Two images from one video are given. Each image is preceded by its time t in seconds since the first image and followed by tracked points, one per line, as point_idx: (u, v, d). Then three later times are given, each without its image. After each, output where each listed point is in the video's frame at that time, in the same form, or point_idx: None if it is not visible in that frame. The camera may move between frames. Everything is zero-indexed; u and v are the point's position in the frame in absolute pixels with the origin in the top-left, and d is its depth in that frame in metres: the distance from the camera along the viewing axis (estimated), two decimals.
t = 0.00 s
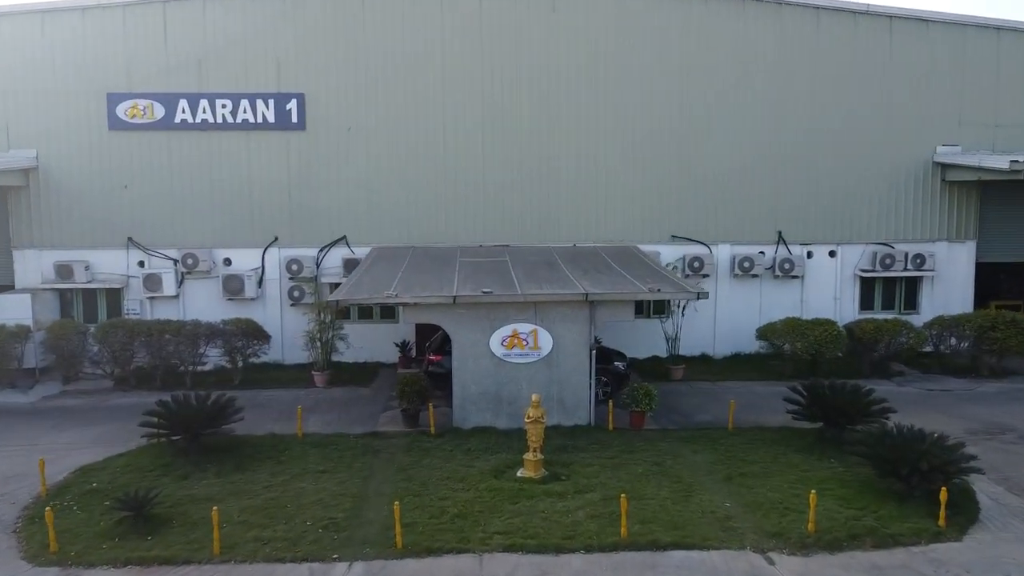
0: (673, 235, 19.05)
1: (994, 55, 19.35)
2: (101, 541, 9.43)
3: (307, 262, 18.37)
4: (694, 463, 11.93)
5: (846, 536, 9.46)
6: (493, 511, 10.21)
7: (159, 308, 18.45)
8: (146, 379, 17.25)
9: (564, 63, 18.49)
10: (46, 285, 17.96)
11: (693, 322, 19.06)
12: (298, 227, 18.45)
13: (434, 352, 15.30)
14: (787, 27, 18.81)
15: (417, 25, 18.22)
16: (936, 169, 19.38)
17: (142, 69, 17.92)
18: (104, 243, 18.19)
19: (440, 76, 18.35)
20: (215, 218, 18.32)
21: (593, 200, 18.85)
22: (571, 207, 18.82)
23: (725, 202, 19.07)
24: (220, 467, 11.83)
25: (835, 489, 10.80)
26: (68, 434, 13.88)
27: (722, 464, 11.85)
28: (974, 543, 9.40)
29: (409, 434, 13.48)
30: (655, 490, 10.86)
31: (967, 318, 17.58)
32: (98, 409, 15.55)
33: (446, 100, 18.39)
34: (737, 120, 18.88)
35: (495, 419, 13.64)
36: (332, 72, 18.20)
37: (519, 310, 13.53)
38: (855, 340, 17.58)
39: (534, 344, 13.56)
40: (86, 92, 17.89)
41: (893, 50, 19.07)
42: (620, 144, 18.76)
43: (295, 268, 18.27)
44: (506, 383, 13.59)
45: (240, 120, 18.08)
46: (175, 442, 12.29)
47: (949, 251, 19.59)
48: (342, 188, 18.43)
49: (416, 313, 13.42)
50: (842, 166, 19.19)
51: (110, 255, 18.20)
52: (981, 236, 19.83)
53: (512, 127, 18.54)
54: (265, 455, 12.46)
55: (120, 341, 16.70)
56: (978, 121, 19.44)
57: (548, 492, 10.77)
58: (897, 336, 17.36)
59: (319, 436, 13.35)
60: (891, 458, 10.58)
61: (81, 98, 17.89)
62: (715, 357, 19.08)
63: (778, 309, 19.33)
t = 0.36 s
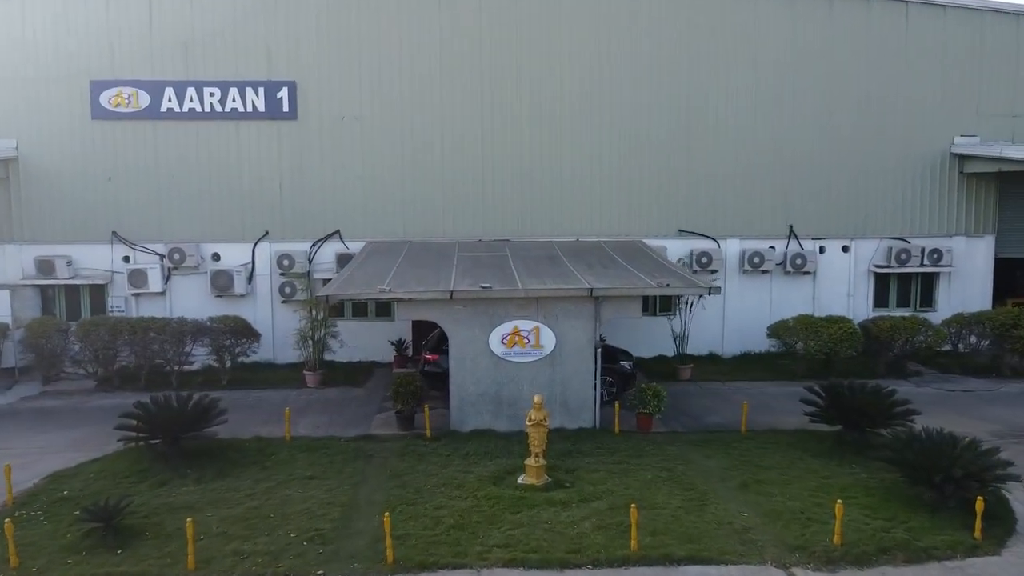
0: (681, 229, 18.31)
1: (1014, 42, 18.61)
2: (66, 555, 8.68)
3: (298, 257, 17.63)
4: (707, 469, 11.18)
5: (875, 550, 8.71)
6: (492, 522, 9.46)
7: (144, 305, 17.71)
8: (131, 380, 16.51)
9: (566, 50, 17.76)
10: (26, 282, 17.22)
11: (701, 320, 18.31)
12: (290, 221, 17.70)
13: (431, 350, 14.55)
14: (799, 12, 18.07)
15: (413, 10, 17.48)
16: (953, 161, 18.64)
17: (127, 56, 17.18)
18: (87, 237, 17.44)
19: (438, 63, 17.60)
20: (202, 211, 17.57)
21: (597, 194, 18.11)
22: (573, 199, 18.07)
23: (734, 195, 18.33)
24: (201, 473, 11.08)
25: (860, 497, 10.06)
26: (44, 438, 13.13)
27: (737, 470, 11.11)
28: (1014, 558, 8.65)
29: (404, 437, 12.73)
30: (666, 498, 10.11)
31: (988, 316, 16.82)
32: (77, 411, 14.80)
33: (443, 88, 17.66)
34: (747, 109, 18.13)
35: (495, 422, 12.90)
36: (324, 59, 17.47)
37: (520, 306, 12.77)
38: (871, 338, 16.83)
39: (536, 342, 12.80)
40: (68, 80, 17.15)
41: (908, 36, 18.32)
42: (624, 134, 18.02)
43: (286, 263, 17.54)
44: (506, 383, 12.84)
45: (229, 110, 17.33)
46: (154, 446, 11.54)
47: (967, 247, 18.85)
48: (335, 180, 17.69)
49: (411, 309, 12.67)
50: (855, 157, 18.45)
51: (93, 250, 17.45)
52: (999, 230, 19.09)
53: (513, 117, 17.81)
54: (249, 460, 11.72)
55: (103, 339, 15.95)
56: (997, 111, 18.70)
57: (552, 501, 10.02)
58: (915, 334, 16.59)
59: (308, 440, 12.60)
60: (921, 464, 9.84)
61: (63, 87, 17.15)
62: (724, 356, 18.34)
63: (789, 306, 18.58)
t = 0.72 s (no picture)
0: (686, 223, 17.71)
1: None
2: (33, 565, 8.08)
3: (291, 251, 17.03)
4: (718, 473, 10.58)
5: (902, 560, 8.10)
6: (490, 530, 8.86)
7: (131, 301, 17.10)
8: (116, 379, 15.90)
9: (568, 38, 17.17)
10: (9, 277, 16.62)
11: (708, 317, 17.71)
12: (282, 214, 17.10)
13: (427, 348, 13.95)
14: None
15: None
16: (968, 153, 18.04)
17: (113, 44, 16.58)
18: (72, 231, 16.84)
19: (436, 53, 17.00)
20: (192, 204, 16.97)
21: (600, 187, 17.51)
22: (575, 194, 17.48)
23: (742, 188, 17.73)
24: (182, 477, 10.48)
25: (882, 503, 9.45)
26: (21, 438, 12.53)
27: (750, 474, 10.50)
28: None
29: (398, 438, 12.13)
30: (676, 504, 9.50)
31: (1006, 313, 16.19)
32: (59, 411, 14.20)
33: (441, 77, 17.06)
34: (756, 100, 17.54)
35: (494, 422, 12.30)
36: (318, 47, 16.86)
37: (520, 301, 12.16)
38: (885, 336, 16.22)
39: (537, 339, 12.19)
40: (52, 68, 16.55)
41: (922, 24, 17.71)
42: (628, 126, 17.42)
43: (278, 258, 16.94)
44: (506, 381, 12.24)
45: (219, 99, 16.73)
46: (134, 447, 10.94)
47: (983, 242, 18.24)
48: (329, 173, 17.09)
49: (406, 304, 12.05)
50: (867, 149, 17.85)
51: (78, 244, 16.84)
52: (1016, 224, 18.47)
53: (514, 108, 17.21)
54: (235, 462, 11.11)
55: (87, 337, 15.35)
56: (1013, 101, 18.08)
57: (554, 506, 9.41)
58: (930, 332, 15.98)
59: (298, 441, 12.00)
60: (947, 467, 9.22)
61: (47, 75, 16.56)
62: (732, 355, 17.74)
63: (799, 303, 17.98)
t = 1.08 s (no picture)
0: (694, 218, 17.19)
1: None
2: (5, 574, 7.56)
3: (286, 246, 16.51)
4: (732, 476, 10.05)
5: (933, 571, 7.57)
6: (493, 537, 8.34)
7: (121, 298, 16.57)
8: (106, 378, 15.38)
9: (573, 27, 16.65)
10: None
11: (716, 315, 17.22)
12: (277, 208, 16.58)
13: (426, 345, 13.44)
14: None
15: None
16: (984, 146, 17.51)
17: (102, 31, 16.04)
18: (60, 225, 16.31)
19: (437, 42, 16.49)
20: (183, 197, 16.45)
21: (605, 180, 16.99)
22: (579, 187, 16.96)
23: (751, 182, 17.20)
24: (168, 480, 9.96)
25: (908, 509, 8.92)
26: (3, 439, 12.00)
27: (766, 477, 9.97)
28: None
29: (396, 439, 11.61)
30: (690, 509, 8.97)
31: None
32: (45, 411, 13.68)
33: (441, 67, 16.53)
34: (766, 92, 17.02)
35: (496, 423, 11.78)
36: (314, 35, 16.34)
37: (524, 296, 11.63)
38: (900, 334, 15.68)
39: (541, 336, 11.66)
40: (39, 56, 16.03)
41: (937, 13, 17.18)
42: (634, 118, 16.90)
43: (273, 253, 16.43)
44: (509, 380, 11.72)
45: (212, 89, 16.21)
46: (118, 449, 10.42)
47: (999, 237, 17.71)
48: (325, 165, 16.58)
49: (404, 299, 11.54)
50: (880, 142, 17.32)
51: (66, 239, 16.32)
52: None
53: (516, 99, 16.69)
54: (225, 464, 10.59)
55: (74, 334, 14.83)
56: None
57: (560, 512, 8.89)
58: (948, 329, 15.43)
59: (291, 442, 11.48)
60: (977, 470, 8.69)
61: (34, 64, 16.04)
62: (740, 354, 17.24)
63: (809, 300, 17.48)
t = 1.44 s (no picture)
0: (703, 212, 16.61)
1: None
2: None
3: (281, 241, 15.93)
4: (750, 482, 9.47)
5: None
6: (497, 546, 7.76)
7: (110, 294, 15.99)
8: (93, 377, 14.80)
9: (577, 13, 16.09)
10: None
11: (725, 313, 16.65)
12: (271, 201, 16.02)
13: (425, 343, 12.85)
14: None
15: None
16: (1003, 137, 16.94)
17: (90, 17, 15.47)
18: (47, 219, 15.74)
19: (437, 29, 15.92)
20: (174, 190, 15.87)
21: (611, 172, 16.41)
22: (584, 179, 16.38)
23: (762, 174, 16.63)
24: (152, 485, 9.38)
25: (941, 517, 8.34)
26: None
27: (786, 482, 9.39)
28: None
29: (394, 441, 11.03)
30: (707, 517, 8.39)
31: None
32: (27, 411, 13.10)
33: (441, 55, 15.96)
34: (777, 81, 16.43)
35: (499, 424, 11.20)
36: (309, 22, 15.77)
37: (528, 290, 11.04)
38: (918, 331, 15.09)
39: (546, 332, 11.07)
40: (25, 43, 15.46)
41: None
42: (641, 107, 16.33)
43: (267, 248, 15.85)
44: (512, 379, 11.14)
45: (204, 78, 15.63)
46: (100, 451, 9.84)
47: (1017, 232, 17.14)
48: (322, 157, 16.01)
49: (403, 292, 10.95)
50: (895, 133, 16.75)
51: (53, 233, 15.75)
52: None
53: (519, 88, 16.11)
54: (212, 467, 10.02)
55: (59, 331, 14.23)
56: None
57: (569, 519, 8.31)
58: (967, 327, 14.82)
59: (284, 444, 10.91)
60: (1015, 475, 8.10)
61: (19, 51, 15.47)
62: (751, 352, 16.68)
63: (822, 297, 16.90)
